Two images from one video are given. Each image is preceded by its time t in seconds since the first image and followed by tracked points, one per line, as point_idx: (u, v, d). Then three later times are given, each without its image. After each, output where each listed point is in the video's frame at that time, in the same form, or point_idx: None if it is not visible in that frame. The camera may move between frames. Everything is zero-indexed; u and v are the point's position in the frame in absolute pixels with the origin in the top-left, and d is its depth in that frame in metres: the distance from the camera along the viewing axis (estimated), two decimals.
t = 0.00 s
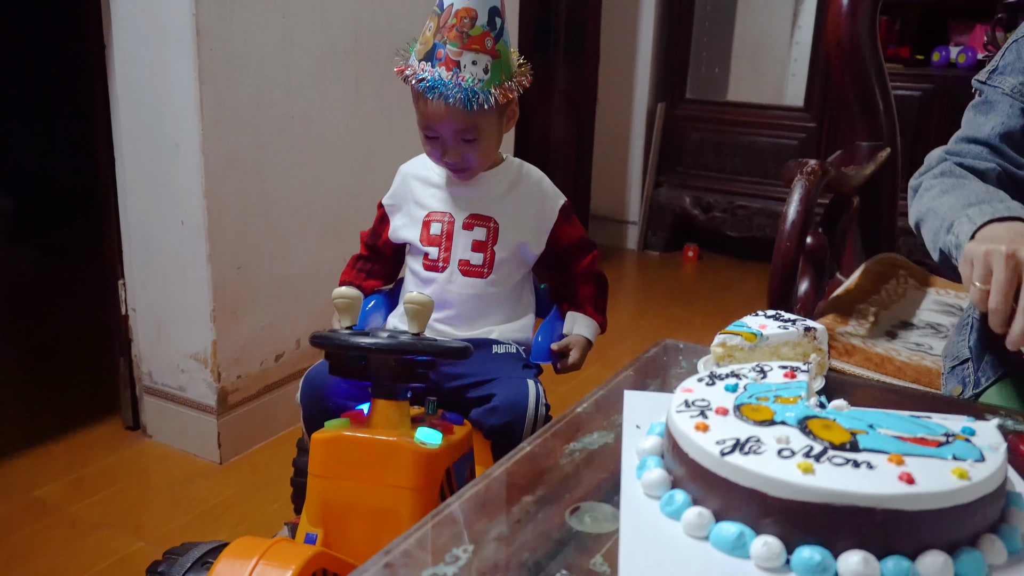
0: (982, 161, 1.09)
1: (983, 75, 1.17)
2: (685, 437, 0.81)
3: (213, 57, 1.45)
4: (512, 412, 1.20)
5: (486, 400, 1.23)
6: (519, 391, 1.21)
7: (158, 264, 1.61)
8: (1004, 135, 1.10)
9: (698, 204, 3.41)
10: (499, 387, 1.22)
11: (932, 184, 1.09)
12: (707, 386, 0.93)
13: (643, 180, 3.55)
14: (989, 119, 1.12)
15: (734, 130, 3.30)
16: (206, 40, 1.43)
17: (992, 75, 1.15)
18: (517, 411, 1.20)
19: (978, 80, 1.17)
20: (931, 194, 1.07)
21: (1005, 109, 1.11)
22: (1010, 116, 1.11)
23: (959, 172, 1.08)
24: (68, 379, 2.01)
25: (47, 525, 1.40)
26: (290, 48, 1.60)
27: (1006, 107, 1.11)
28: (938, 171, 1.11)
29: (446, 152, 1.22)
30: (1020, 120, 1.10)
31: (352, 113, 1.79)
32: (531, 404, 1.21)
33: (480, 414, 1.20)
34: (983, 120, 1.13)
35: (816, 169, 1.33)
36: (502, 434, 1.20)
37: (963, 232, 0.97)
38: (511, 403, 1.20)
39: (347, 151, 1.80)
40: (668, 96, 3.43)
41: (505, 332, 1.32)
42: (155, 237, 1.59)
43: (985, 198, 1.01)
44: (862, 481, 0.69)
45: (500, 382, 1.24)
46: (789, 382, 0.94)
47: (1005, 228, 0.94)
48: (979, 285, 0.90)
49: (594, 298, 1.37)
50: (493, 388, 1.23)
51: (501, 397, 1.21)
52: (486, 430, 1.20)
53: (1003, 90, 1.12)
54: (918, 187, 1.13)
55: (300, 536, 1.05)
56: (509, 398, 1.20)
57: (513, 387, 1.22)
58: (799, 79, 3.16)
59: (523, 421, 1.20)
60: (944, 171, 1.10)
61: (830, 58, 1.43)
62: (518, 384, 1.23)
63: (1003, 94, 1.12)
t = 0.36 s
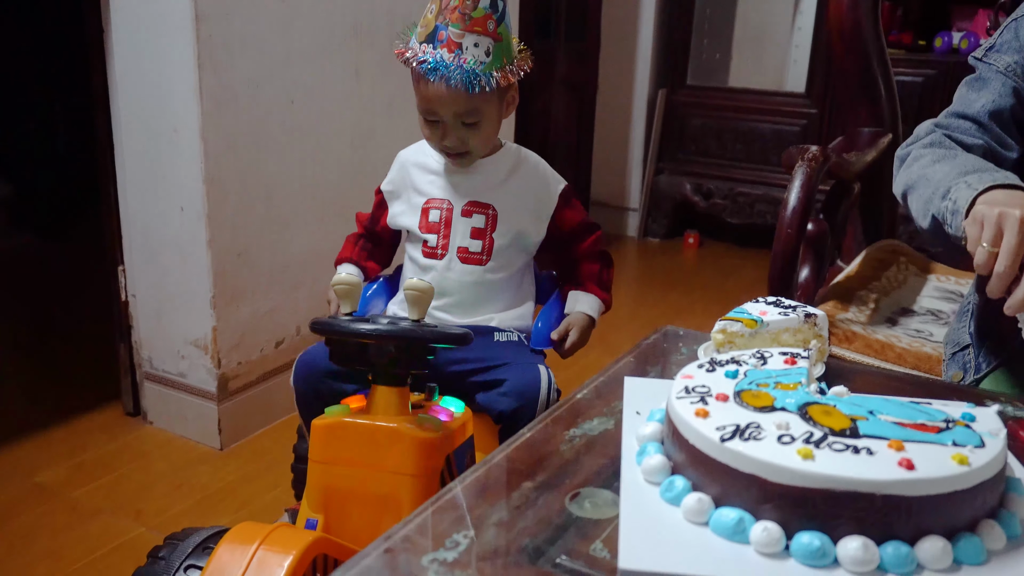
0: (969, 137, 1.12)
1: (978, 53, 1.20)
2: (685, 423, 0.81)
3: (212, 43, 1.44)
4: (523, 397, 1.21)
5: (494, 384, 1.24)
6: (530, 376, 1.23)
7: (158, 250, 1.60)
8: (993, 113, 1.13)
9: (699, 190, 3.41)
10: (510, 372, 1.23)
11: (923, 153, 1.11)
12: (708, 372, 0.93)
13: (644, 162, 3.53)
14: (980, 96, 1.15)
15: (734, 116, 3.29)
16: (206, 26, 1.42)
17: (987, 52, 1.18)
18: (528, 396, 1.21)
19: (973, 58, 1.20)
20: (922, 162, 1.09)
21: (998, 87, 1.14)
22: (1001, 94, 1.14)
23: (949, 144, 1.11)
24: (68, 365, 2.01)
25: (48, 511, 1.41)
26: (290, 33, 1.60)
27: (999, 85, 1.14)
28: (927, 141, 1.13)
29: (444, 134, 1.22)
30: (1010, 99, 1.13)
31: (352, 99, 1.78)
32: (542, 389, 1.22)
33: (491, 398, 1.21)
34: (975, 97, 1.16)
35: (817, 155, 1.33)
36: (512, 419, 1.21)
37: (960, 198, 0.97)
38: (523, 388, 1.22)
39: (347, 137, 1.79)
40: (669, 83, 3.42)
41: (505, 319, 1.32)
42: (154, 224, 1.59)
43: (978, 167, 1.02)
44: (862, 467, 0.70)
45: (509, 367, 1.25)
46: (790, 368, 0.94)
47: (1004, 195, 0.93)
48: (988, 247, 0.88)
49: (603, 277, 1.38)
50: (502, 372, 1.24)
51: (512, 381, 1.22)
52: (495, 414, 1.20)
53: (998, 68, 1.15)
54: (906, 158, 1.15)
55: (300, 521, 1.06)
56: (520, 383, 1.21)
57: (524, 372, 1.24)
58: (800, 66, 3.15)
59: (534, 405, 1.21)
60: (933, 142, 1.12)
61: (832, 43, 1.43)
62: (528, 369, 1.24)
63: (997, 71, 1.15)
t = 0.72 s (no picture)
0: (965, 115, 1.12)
1: (979, 42, 1.20)
2: (686, 423, 0.81)
3: (212, 41, 1.44)
4: (552, 391, 1.22)
5: (516, 379, 1.24)
6: (556, 373, 1.23)
7: (159, 249, 1.61)
8: (988, 100, 1.14)
9: (700, 189, 3.41)
10: (536, 368, 1.23)
11: (919, 126, 1.10)
12: (708, 371, 0.93)
13: (645, 161, 3.54)
14: (980, 82, 1.15)
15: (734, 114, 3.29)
16: (207, 24, 1.42)
17: (989, 41, 1.18)
18: (556, 390, 1.22)
19: (976, 47, 1.20)
20: (918, 134, 1.09)
21: (997, 74, 1.14)
22: (999, 81, 1.14)
23: (946, 120, 1.11)
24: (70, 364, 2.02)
25: (48, 509, 1.41)
26: (291, 32, 1.59)
27: (998, 72, 1.15)
28: (923, 117, 1.13)
29: (442, 108, 1.20)
30: (1005, 89, 1.14)
31: (353, 98, 1.78)
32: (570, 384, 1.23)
33: (520, 394, 1.22)
34: (974, 82, 1.16)
35: (817, 155, 1.32)
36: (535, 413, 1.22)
37: (959, 160, 0.96)
38: (551, 384, 1.22)
39: (348, 136, 1.79)
40: (669, 81, 3.41)
41: (506, 320, 1.32)
42: (155, 222, 1.59)
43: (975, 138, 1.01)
44: (862, 467, 0.70)
45: (533, 363, 1.24)
46: (790, 368, 0.94)
47: (1002, 158, 0.92)
48: (982, 214, 0.87)
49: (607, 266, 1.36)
50: (527, 368, 1.24)
51: (539, 378, 1.22)
52: (519, 409, 1.22)
53: (1000, 57, 1.15)
54: (899, 133, 1.15)
55: (301, 521, 1.06)
56: (548, 379, 1.22)
57: (550, 368, 1.23)
58: (802, 64, 3.14)
59: (562, 396, 1.22)
60: (929, 117, 1.12)
61: (834, 42, 1.42)
62: (553, 365, 1.24)
63: (998, 60, 1.15)
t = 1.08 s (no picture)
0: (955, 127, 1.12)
1: (977, 48, 1.19)
2: (687, 424, 0.80)
3: (213, 42, 1.44)
4: (541, 394, 1.21)
5: (509, 380, 1.24)
6: (548, 373, 1.22)
7: (159, 250, 1.61)
8: (981, 109, 1.14)
9: (700, 190, 3.41)
10: (528, 368, 1.23)
11: (911, 139, 1.12)
12: (709, 372, 0.93)
13: (646, 163, 3.55)
14: (973, 91, 1.15)
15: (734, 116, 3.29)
16: (207, 25, 1.42)
17: (986, 47, 1.17)
18: (546, 392, 1.21)
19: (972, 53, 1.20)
20: (909, 148, 1.10)
21: (989, 83, 1.14)
22: (991, 90, 1.14)
23: (939, 132, 1.11)
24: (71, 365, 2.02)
25: (48, 510, 1.41)
26: (291, 33, 1.59)
27: (992, 81, 1.14)
28: (914, 130, 1.14)
29: (455, 74, 1.21)
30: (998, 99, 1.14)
31: (354, 99, 1.78)
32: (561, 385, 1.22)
33: (511, 395, 1.21)
34: (967, 91, 1.16)
35: (818, 157, 1.32)
36: (526, 416, 1.21)
37: (947, 175, 0.98)
38: (542, 385, 1.21)
39: (349, 137, 1.79)
40: (670, 83, 3.42)
41: (512, 321, 1.32)
42: (156, 224, 1.60)
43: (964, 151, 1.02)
44: (863, 468, 0.70)
45: (525, 364, 1.24)
46: (791, 368, 0.94)
47: (988, 173, 0.94)
48: (965, 229, 0.89)
49: (592, 255, 1.35)
50: (519, 368, 1.24)
51: (530, 378, 1.22)
52: (511, 411, 1.21)
53: (994, 64, 1.15)
54: (893, 146, 1.16)
55: (301, 522, 1.06)
56: (538, 379, 1.21)
57: (541, 368, 1.23)
58: (802, 65, 3.14)
59: (552, 400, 1.21)
60: (920, 131, 1.13)
61: (834, 42, 1.42)
62: (545, 366, 1.24)
63: (992, 67, 1.15)
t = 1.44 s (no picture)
0: (960, 164, 1.14)
1: (978, 66, 1.20)
2: (687, 424, 0.80)
3: (213, 42, 1.44)
4: (524, 394, 1.19)
5: (496, 381, 1.23)
6: (531, 373, 1.21)
7: (159, 250, 1.61)
8: (981, 140, 1.15)
9: (700, 190, 3.41)
10: (511, 369, 1.22)
11: (914, 188, 1.14)
12: (709, 372, 0.93)
13: (646, 163, 3.55)
14: (970, 123, 1.17)
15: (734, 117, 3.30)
16: (207, 24, 1.42)
17: (986, 67, 1.18)
18: (530, 392, 1.20)
19: (973, 71, 1.20)
20: (911, 197, 1.13)
21: (984, 113, 1.16)
22: (986, 120, 1.15)
23: (939, 174, 1.13)
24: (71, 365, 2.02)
25: (48, 510, 1.41)
26: (291, 33, 1.59)
27: (986, 110, 1.16)
28: (919, 175, 1.16)
29: (480, 81, 1.21)
30: (996, 125, 1.14)
31: (353, 99, 1.78)
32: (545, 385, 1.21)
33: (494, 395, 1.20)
34: (966, 123, 1.18)
35: (818, 155, 1.32)
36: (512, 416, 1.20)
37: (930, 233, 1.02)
38: (526, 384, 1.20)
39: (348, 136, 1.79)
40: (670, 82, 3.42)
41: (511, 318, 1.31)
42: (156, 223, 1.60)
43: (954, 201, 1.05)
44: (863, 467, 0.70)
45: (510, 365, 1.24)
46: (791, 368, 0.94)
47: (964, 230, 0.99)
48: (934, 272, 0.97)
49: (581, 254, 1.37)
50: (504, 369, 1.23)
51: (513, 378, 1.21)
52: (497, 411, 1.20)
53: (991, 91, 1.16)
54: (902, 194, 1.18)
55: (301, 521, 1.06)
56: (521, 379, 1.20)
57: (525, 368, 1.22)
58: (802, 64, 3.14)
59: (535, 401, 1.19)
60: (924, 175, 1.15)
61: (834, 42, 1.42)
62: (530, 365, 1.23)
63: (991, 90, 1.16)
